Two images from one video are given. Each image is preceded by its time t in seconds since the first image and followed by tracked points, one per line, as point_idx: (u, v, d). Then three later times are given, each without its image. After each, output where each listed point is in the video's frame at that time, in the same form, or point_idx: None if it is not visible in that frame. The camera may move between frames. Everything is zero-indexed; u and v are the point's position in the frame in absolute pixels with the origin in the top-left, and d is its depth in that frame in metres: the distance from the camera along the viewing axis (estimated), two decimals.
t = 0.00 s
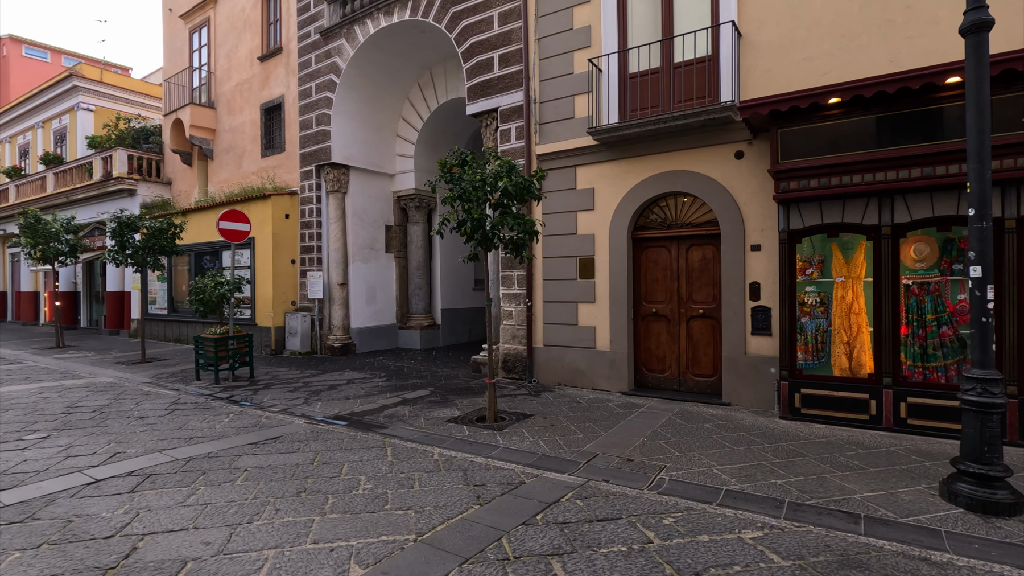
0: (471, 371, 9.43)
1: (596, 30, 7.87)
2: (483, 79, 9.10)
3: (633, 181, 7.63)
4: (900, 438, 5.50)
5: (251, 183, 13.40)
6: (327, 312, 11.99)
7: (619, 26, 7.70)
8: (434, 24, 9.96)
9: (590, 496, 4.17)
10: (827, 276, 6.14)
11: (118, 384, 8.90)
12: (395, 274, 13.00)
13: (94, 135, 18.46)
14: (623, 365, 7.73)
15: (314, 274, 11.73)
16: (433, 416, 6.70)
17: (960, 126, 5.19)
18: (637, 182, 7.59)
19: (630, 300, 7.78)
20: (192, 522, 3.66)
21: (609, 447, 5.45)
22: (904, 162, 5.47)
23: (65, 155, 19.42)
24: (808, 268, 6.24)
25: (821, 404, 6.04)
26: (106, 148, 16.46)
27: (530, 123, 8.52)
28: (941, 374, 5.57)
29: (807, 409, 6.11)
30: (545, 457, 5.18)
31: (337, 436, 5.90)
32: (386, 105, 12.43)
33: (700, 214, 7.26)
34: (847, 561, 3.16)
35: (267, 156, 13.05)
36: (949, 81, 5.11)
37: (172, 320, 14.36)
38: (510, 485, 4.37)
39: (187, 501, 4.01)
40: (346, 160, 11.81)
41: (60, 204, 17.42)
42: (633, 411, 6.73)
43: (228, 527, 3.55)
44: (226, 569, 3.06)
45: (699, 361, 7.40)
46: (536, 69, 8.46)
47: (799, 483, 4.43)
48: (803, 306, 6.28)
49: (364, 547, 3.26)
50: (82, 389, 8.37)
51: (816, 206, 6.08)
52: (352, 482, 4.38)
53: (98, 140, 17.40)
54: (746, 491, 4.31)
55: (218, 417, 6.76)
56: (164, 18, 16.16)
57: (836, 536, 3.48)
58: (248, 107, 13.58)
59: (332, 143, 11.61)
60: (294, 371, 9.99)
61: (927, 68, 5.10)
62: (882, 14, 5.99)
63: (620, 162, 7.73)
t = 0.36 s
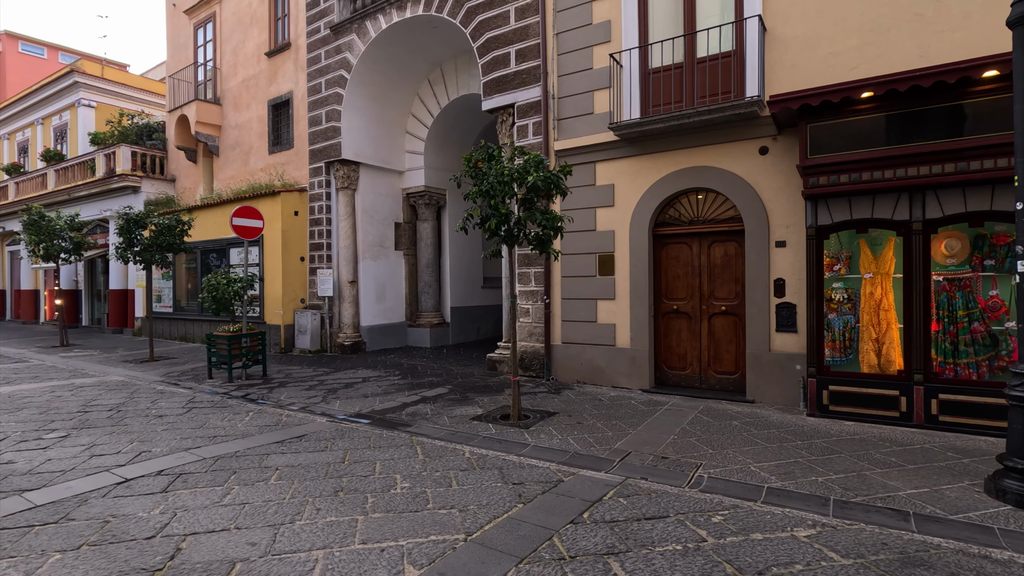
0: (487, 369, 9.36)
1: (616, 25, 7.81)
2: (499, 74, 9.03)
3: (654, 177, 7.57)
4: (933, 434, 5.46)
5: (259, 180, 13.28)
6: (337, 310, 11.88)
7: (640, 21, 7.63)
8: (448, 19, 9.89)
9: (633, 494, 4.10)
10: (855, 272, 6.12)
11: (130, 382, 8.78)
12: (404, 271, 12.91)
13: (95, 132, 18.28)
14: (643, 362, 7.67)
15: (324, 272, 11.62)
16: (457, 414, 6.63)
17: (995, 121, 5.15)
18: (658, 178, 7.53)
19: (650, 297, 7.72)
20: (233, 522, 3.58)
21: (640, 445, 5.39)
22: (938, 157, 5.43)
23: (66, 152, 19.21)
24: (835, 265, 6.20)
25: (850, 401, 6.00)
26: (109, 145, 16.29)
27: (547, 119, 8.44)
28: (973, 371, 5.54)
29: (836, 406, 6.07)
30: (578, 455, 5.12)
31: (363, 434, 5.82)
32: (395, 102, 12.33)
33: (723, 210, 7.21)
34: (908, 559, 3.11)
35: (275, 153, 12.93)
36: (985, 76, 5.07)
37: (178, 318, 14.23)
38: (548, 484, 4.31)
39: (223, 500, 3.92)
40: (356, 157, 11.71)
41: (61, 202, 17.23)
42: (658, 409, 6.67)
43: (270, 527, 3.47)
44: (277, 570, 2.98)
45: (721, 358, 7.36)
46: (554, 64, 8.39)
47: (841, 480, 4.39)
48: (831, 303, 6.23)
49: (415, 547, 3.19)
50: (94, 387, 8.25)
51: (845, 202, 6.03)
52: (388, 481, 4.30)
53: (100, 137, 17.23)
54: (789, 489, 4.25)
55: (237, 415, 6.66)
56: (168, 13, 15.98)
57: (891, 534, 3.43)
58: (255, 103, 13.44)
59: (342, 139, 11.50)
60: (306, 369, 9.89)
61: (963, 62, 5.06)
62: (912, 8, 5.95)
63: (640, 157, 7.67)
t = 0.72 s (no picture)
0: (497, 369, 9.33)
1: (631, 25, 7.80)
2: (511, 73, 9.00)
3: (669, 178, 7.58)
4: (953, 436, 5.50)
5: (262, 178, 13.17)
6: (343, 310, 11.80)
7: (656, 21, 7.62)
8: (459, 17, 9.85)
9: (666, 497, 4.10)
10: (873, 274, 6.15)
11: (138, 382, 8.68)
12: (410, 270, 12.85)
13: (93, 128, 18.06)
14: (658, 363, 7.68)
15: (330, 271, 11.53)
16: (475, 415, 6.61)
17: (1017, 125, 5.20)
18: (673, 179, 7.53)
19: (665, 297, 7.73)
20: (270, 526, 3.55)
21: (664, 446, 5.39)
22: (960, 161, 5.47)
23: (63, 149, 18.98)
24: (853, 266, 6.24)
25: (869, 402, 6.03)
26: (108, 142, 16.10)
27: (561, 119, 8.43)
28: (992, 372, 5.59)
29: (854, 407, 6.11)
30: (604, 457, 5.11)
31: (384, 436, 5.77)
32: (401, 100, 12.27)
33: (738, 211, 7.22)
34: (952, 562, 3.12)
35: (279, 151, 12.83)
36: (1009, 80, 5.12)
37: (180, 318, 14.10)
38: (580, 486, 4.30)
39: (256, 504, 3.89)
40: (363, 156, 11.64)
41: (58, 199, 17.01)
42: (676, 410, 6.68)
43: (310, 531, 3.44)
44: None
45: (735, 358, 7.38)
46: (568, 64, 8.38)
47: (870, 482, 4.40)
48: (849, 304, 6.26)
49: (459, 552, 3.17)
50: (103, 388, 8.15)
51: (864, 203, 6.07)
52: (419, 484, 4.27)
53: (98, 134, 17.04)
54: (820, 490, 4.26)
55: (253, 416, 6.60)
56: (168, 9, 15.81)
57: (930, 536, 3.45)
58: (259, 101, 13.33)
59: (349, 137, 11.42)
60: (315, 369, 9.82)
61: (987, 66, 5.11)
62: (931, 11, 5.98)
63: (656, 158, 7.67)
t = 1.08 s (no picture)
0: (508, 367, 9.38)
1: (645, 25, 7.86)
2: (523, 73, 9.05)
3: (683, 177, 7.65)
4: (967, 432, 5.62)
5: (268, 175, 13.14)
6: (350, 308, 11.80)
7: (670, 22, 7.69)
8: (470, 15, 9.87)
9: (696, 491, 4.17)
10: (887, 273, 6.25)
11: (150, 380, 8.66)
12: (416, 268, 12.87)
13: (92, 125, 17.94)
14: (671, 360, 7.76)
15: (338, 269, 11.53)
16: (494, 412, 6.66)
17: None
18: (688, 178, 7.61)
19: (678, 296, 7.81)
20: (313, 521, 3.58)
21: (686, 442, 5.47)
22: (976, 162, 5.58)
23: (62, 145, 18.82)
24: (868, 265, 6.34)
25: (883, 399, 6.14)
26: (110, 138, 15.98)
27: (574, 118, 8.49)
28: (1004, 369, 5.71)
29: (868, 404, 6.22)
30: (628, 453, 5.18)
31: (407, 432, 5.81)
32: (409, 98, 12.28)
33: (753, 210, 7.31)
34: (985, 553, 3.21)
35: (286, 148, 12.81)
36: None
37: (183, 315, 14.04)
38: (610, 480, 4.37)
39: (295, 499, 3.92)
40: (371, 154, 11.64)
41: (58, 195, 16.87)
42: (692, 407, 6.76)
43: (354, 526, 3.48)
44: (376, 569, 3.00)
45: (748, 356, 7.48)
46: (581, 63, 8.43)
47: (894, 476, 4.50)
48: (863, 303, 6.37)
49: (506, 545, 3.22)
50: (116, 385, 8.12)
51: (880, 204, 6.17)
52: (453, 479, 4.32)
53: (99, 130, 16.92)
54: (845, 485, 4.35)
55: (272, 413, 6.61)
56: (171, 4, 15.70)
57: (959, 529, 3.54)
58: (265, 98, 13.30)
59: (358, 135, 11.43)
60: (326, 367, 9.83)
61: (1005, 70, 5.22)
62: (946, 15, 6.08)
63: (670, 158, 7.74)
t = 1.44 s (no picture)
0: (518, 365, 9.39)
1: (658, 25, 7.89)
2: (534, 71, 9.05)
3: (696, 176, 7.69)
4: (982, 428, 5.69)
5: (273, 172, 13.07)
6: (356, 306, 11.75)
7: (684, 22, 7.72)
8: (480, 13, 9.86)
9: (725, 487, 4.21)
10: (901, 272, 6.31)
11: (158, 377, 8.60)
12: (422, 266, 12.84)
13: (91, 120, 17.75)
14: (683, 358, 7.81)
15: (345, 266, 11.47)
16: (510, 409, 6.66)
17: None
18: (701, 178, 7.64)
19: (690, 294, 7.85)
20: (350, 517, 3.58)
21: (706, 439, 5.51)
22: (991, 163, 5.65)
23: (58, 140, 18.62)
24: (882, 265, 6.41)
25: (897, 397, 6.21)
26: (109, 133, 15.81)
27: (586, 117, 8.51)
28: (1017, 367, 5.80)
29: (883, 402, 6.28)
30: (650, 450, 5.19)
31: (426, 429, 5.81)
32: (415, 95, 12.25)
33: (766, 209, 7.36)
34: (1018, 547, 3.26)
35: (291, 145, 12.75)
36: None
37: (185, 313, 13.93)
38: (639, 477, 4.39)
39: (327, 496, 3.92)
40: (378, 151, 11.60)
41: (56, 191, 16.68)
42: (707, 404, 6.80)
43: (392, 523, 3.48)
44: (422, 565, 3.00)
45: (760, 354, 7.53)
46: (593, 62, 8.45)
47: (916, 472, 4.55)
48: (877, 301, 6.44)
49: (548, 541, 3.24)
50: (125, 383, 8.06)
51: (894, 204, 6.23)
52: (482, 476, 4.33)
53: (98, 125, 16.75)
54: (870, 481, 4.40)
55: (287, 410, 6.57)
56: None
57: (989, 523, 3.60)
58: (269, 94, 13.22)
59: (365, 133, 11.38)
60: (334, 364, 9.80)
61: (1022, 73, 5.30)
62: (961, 17, 6.15)
63: (683, 157, 7.77)
